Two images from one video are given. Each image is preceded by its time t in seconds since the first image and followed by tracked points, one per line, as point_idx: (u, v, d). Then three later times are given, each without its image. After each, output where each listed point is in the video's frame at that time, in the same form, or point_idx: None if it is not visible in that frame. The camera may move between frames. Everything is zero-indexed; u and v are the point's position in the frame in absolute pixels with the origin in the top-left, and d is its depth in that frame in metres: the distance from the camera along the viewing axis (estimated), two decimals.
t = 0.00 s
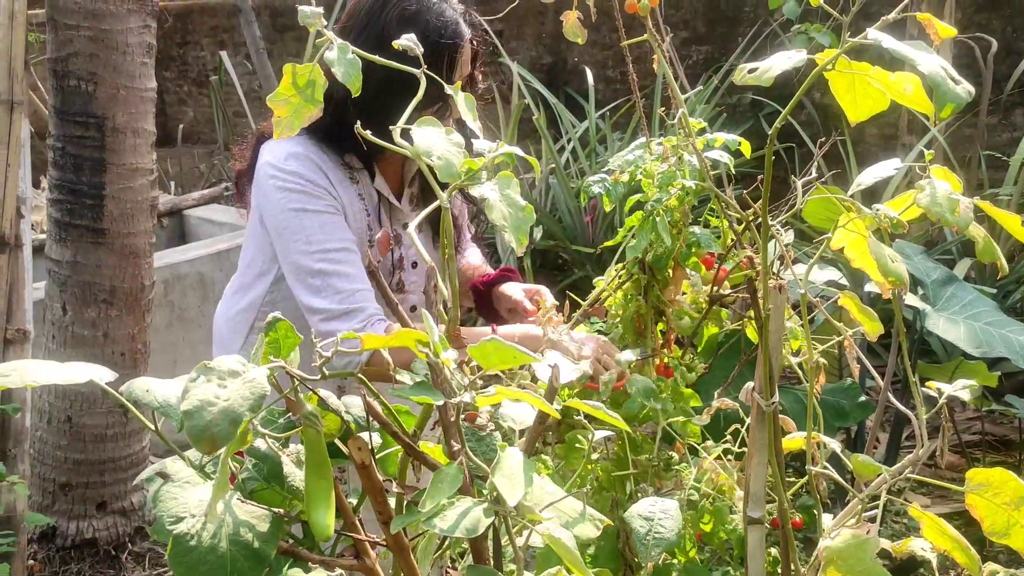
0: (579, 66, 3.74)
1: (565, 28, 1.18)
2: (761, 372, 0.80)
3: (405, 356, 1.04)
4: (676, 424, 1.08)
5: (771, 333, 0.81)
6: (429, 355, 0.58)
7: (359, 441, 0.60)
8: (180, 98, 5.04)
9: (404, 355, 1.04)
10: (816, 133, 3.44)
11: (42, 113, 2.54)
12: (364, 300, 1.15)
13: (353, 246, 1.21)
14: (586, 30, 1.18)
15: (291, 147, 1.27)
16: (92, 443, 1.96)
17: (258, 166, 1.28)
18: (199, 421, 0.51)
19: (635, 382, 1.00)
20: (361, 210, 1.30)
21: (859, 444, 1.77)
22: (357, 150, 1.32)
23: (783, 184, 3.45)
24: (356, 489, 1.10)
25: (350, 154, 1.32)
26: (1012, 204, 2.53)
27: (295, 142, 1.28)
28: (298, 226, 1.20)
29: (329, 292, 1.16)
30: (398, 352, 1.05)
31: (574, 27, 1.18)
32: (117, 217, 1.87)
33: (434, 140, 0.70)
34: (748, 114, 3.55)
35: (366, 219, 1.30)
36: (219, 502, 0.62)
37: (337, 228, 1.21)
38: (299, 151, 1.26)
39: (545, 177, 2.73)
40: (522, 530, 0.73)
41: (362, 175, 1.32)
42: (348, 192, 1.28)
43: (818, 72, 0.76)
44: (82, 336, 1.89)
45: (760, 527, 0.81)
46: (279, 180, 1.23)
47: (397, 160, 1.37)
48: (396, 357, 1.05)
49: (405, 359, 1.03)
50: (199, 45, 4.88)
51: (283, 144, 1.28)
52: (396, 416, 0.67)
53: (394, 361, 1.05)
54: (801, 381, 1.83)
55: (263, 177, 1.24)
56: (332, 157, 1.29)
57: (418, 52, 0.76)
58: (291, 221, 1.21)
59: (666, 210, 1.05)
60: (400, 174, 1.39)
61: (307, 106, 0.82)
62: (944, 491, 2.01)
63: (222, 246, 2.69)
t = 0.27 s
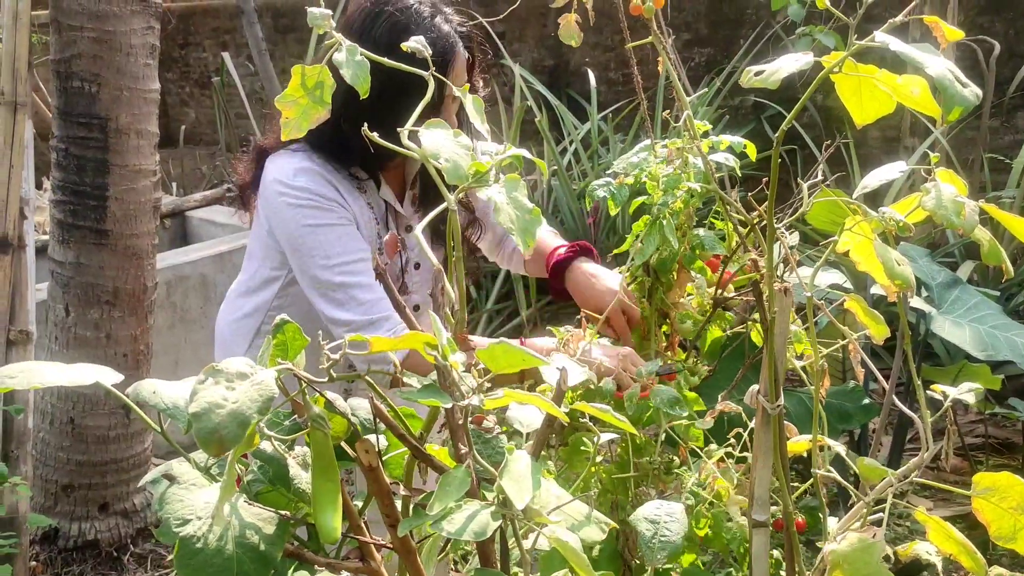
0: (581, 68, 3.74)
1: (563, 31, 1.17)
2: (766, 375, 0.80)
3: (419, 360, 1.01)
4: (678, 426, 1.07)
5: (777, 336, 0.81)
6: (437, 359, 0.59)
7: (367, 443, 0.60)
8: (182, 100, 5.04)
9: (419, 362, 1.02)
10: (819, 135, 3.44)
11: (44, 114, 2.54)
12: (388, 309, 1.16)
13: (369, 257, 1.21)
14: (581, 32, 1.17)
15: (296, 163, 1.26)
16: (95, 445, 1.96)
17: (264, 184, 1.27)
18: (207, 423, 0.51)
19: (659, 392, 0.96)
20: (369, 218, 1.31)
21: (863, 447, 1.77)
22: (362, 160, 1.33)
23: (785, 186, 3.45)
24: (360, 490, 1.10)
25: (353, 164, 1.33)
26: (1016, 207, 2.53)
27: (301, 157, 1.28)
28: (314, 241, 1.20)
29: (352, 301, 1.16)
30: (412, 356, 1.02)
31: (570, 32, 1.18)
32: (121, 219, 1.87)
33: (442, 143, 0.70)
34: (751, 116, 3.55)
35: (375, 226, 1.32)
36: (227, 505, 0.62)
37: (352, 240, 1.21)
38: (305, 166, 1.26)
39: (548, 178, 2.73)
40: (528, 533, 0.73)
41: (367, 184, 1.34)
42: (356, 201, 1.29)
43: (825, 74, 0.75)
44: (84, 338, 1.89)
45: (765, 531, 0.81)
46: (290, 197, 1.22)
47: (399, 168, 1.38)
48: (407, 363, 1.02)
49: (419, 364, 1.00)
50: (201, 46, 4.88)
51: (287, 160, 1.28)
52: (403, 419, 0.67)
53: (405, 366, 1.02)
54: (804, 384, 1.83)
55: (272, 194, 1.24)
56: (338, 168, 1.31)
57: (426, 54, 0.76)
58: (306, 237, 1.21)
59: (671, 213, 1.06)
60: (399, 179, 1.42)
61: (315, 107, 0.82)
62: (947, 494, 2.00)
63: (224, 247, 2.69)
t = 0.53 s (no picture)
0: (583, 70, 3.74)
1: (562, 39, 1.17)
2: (770, 377, 0.80)
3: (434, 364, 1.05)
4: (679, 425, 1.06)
5: (781, 338, 0.81)
6: (444, 361, 0.59)
7: (373, 446, 0.60)
8: (184, 101, 5.04)
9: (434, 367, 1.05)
10: (821, 138, 3.44)
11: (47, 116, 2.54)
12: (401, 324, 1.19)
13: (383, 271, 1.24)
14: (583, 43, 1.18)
15: (308, 179, 1.28)
16: (97, 446, 1.96)
17: (276, 199, 1.29)
18: (214, 426, 0.51)
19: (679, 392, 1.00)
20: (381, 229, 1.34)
21: (865, 449, 1.77)
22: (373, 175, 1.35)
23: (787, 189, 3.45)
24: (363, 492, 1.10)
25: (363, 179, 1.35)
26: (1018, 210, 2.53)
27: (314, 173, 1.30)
28: (327, 257, 1.23)
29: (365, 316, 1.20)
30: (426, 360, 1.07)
31: (570, 40, 1.18)
32: (123, 220, 1.87)
33: (447, 145, 0.70)
34: (753, 118, 3.55)
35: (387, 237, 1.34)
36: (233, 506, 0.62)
37: (366, 255, 1.24)
38: (317, 181, 1.28)
39: (550, 180, 2.73)
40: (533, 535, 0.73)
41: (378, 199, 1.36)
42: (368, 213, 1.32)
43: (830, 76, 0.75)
44: (87, 339, 1.89)
45: (769, 533, 0.81)
46: (303, 214, 1.24)
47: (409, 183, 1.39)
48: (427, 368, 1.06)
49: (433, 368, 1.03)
50: (203, 47, 4.88)
51: (298, 175, 1.30)
52: (408, 421, 0.67)
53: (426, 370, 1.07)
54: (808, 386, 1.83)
55: (284, 211, 1.26)
56: (351, 180, 1.33)
57: (431, 56, 0.76)
58: (319, 253, 1.23)
59: (672, 216, 1.05)
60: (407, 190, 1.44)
61: (319, 109, 0.82)
62: (950, 496, 2.00)
63: (226, 248, 2.68)
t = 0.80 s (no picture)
0: (585, 71, 3.74)
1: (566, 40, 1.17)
2: (774, 379, 0.80)
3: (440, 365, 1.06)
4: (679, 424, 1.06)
5: (785, 339, 0.81)
6: (449, 362, 0.59)
7: (378, 447, 0.59)
8: (186, 102, 5.04)
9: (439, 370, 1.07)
10: (823, 140, 3.44)
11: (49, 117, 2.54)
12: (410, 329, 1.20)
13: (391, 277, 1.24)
14: (587, 46, 1.18)
15: (318, 184, 1.29)
16: (99, 447, 1.96)
17: (286, 203, 1.29)
18: (219, 427, 0.51)
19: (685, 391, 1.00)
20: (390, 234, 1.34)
21: (868, 451, 1.77)
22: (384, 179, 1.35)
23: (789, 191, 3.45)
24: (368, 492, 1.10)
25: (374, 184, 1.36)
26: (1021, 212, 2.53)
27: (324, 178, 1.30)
28: (336, 262, 1.23)
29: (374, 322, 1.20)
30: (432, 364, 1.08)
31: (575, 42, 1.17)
32: (126, 221, 1.87)
33: (453, 147, 0.70)
34: (755, 120, 3.55)
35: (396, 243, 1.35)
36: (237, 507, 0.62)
37: (375, 261, 1.24)
38: (326, 186, 1.28)
39: (552, 182, 2.73)
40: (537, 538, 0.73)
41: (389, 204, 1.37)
42: (378, 219, 1.32)
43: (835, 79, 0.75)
44: (89, 340, 1.89)
45: (772, 535, 0.81)
46: (312, 219, 1.25)
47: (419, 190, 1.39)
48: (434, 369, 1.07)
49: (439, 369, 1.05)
50: (205, 49, 4.88)
51: (308, 179, 1.30)
52: (411, 422, 0.67)
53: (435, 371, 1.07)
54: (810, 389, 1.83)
55: (294, 215, 1.26)
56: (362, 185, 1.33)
57: (437, 58, 0.76)
58: (328, 258, 1.24)
59: (670, 217, 1.04)
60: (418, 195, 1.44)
61: (324, 111, 0.82)
62: (952, 499, 2.00)
63: (228, 249, 2.68)
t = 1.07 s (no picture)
0: (588, 73, 3.74)
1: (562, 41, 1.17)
2: (777, 381, 0.80)
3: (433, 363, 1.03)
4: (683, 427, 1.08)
5: (788, 341, 0.81)
6: (454, 363, 0.59)
7: (382, 448, 0.60)
8: (189, 104, 5.05)
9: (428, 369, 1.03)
10: (826, 142, 3.44)
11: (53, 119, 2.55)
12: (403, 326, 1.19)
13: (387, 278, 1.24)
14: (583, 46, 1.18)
15: (320, 177, 1.29)
16: (102, 448, 1.96)
17: (290, 194, 1.30)
18: (225, 428, 0.51)
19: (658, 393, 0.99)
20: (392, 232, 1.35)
21: (872, 453, 1.77)
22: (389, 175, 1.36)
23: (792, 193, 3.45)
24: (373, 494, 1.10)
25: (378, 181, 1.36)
26: None
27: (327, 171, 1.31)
28: (331, 258, 1.23)
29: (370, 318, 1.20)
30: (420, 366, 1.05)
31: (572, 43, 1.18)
32: (130, 223, 1.87)
33: (457, 148, 0.70)
34: (757, 122, 3.55)
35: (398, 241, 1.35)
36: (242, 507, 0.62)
37: (371, 260, 1.24)
38: (330, 180, 1.28)
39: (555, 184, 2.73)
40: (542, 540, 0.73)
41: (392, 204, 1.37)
42: (379, 216, 1.33)
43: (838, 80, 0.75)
44: (92, 341, 1.89)
45: (775, 537, 0.81)
46: (311, 213, 1.25)
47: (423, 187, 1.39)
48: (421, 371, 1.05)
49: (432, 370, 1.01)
50: (208, 51, 4.89)
51: (313, 172, 1.31)
52: (415, 422, 0.68)
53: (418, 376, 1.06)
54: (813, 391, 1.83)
55: (296, 208, 1.27)
56: (365, 183, 1.34)
57: (440, 59, 0.76)
58: (324, 253, 1.24)
59: (671, 220, 1.04)
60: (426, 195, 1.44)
61: (327, 112, 0.82)
62: (955, 501, 2.00)
63: (231, 251, 2.70)
